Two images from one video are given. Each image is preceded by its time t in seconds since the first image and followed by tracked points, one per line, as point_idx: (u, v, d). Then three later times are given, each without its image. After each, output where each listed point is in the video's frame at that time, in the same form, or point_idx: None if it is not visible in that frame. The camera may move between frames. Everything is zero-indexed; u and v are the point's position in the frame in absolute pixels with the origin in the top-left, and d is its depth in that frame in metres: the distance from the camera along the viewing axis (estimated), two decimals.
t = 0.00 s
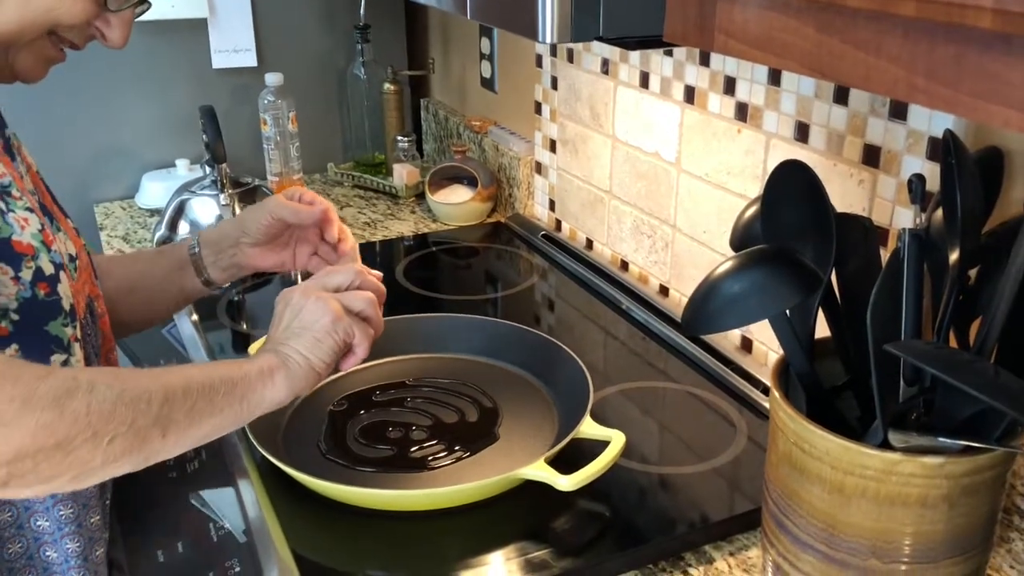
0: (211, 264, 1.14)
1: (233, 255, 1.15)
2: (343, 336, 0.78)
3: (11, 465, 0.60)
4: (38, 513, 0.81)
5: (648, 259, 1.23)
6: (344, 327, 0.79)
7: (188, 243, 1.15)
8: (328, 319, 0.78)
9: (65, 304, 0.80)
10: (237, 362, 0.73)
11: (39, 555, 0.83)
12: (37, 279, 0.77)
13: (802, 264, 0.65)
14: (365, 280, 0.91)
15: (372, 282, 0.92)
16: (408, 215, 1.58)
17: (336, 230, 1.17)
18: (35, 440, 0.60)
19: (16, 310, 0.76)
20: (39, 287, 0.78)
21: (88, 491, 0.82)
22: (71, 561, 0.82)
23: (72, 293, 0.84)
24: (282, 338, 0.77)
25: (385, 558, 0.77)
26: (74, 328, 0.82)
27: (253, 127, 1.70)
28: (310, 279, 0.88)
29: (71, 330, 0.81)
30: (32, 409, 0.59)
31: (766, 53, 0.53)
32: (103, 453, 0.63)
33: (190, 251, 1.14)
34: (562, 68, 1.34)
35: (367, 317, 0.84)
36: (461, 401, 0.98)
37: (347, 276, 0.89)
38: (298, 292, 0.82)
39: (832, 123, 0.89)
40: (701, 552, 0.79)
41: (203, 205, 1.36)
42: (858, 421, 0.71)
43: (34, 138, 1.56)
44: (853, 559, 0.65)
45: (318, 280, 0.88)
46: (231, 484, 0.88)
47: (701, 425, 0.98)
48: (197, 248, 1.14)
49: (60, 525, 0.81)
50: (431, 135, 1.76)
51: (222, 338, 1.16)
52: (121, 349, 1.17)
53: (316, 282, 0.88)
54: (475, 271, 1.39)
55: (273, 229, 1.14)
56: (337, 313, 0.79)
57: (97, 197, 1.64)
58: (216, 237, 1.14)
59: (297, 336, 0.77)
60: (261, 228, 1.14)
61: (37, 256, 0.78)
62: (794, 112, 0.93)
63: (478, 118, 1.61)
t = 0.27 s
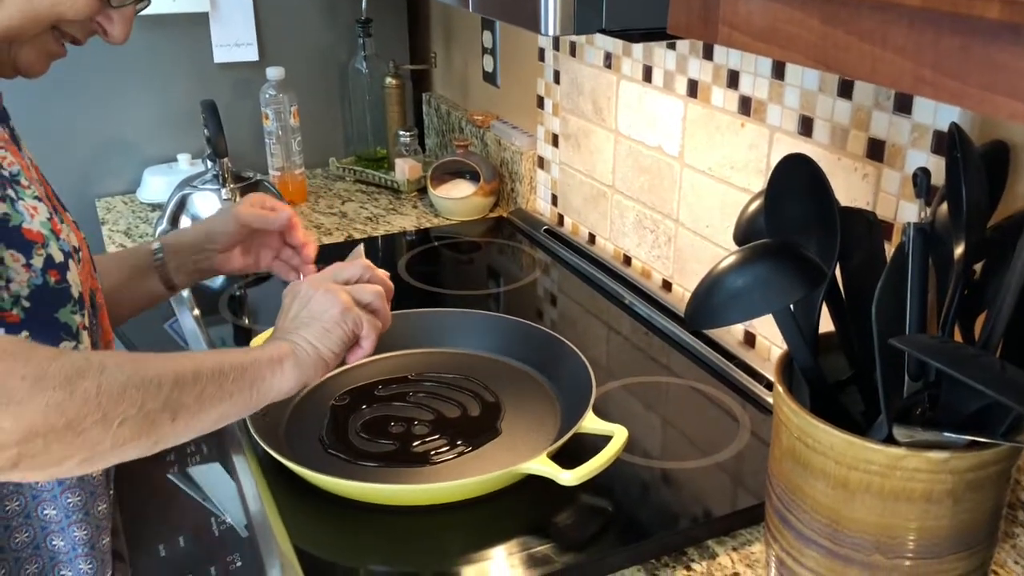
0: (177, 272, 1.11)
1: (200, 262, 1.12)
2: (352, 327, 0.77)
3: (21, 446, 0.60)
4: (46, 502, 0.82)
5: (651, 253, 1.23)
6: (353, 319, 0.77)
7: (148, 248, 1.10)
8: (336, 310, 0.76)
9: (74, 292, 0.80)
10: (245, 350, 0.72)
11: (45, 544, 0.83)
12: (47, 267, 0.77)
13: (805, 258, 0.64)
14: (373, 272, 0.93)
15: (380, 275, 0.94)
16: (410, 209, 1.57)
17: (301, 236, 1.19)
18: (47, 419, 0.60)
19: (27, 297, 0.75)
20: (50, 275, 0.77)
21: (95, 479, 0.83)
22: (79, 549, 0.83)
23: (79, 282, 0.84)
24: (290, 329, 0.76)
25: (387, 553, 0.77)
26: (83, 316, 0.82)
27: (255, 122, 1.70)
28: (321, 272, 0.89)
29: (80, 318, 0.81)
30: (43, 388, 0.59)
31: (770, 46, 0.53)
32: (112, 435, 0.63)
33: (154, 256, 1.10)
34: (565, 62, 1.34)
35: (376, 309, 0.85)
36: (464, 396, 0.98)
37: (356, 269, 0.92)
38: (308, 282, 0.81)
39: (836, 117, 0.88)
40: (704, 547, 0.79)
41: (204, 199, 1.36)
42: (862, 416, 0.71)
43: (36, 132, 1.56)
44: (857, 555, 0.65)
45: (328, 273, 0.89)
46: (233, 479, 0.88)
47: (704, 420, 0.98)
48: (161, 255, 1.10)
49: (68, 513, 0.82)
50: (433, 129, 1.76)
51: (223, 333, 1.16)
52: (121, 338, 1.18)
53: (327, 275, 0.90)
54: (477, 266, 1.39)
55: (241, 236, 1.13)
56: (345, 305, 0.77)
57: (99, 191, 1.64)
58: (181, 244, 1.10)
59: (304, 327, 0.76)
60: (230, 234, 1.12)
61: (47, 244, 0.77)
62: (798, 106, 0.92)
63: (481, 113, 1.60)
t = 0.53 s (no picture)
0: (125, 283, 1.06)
1: (150, 274, 1.08)
2: (369, 308, 0.77)
3: (45, 420, 0.57)
4: (52, 492, 0.82)
5: (654, 249, 1.23)
6: (371, 300, 0.77)
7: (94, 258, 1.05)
8: (354, 290, 0.77)
9: (83, 280, 0.80)
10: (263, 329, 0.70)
11: (52, 535, 0.84)
12: (59, 255, 0.76)
13: (811, 253, 0.64)
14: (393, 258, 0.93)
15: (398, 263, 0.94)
16: (412, 204, 1.57)
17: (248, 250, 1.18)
18: (71, 391, 0.57)
19: (40, 285, 0.75)
20: (61, 264, 0.76)
21: (102, 469, 0.84)
22: (84, 538, 0.83)
23: (89, 270, 0.83)
24: (309, 308, 0.76)
25: (389, 549, 0.77)
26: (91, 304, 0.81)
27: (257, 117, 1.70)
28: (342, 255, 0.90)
29: (89, 306, 0.80)
30: (67, 360, 0.57)
31: (776, 41, 0.53)
32: (135, 410, 0.60)
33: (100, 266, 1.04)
34: (568, 56, 1.33)
35: (394, 291, 0.86)
36: (466, 391, 0.98)
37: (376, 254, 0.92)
38: (329, 264, 0.81)
39: (840, 112, 0.88)
40: (707, 543, 0.79)
41: (206, 193, 1.36)
42: (866, 412, 0.70)
43: (39, 126, 1.56)
44: (860, 551, 0.65)
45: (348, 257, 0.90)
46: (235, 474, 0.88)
47: (707, 416, 0.98)
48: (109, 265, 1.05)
49: (75, 502, 0.82)
50: (436, 124, 1.76)
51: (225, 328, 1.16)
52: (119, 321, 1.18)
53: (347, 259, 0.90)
54: (480, 261, 1.39)
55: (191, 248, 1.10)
56: (363, 286, 0.77)
57: (101, 185, 1.64)
58: (130, 255, 1.06)
59: (323, 306, 0.75)
60: (181, 245, 1.09)
61: (58, 233, 0.76)
62: (802, 101, 0.92)
63: (483, 107, 1.60)
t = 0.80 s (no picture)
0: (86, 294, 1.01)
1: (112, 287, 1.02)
2: (385, 296, 0.75)
3: (60, 398, 0.56)
4: (58, 481, 0.81)
5: (655, 244, 1.22)
6: (386, 288, 0.75)
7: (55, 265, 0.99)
8: (369, 277, 0.75)
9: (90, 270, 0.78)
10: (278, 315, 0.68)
11: (56, 525, 0.83)
12: (67, 244, 0.74)
13: (812, 249, 0.64)
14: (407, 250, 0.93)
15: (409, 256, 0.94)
16: (413, 199, 1.57)
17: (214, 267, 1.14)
18: (86, 369, 0.56)
19: (47, 274, 0.73)
20: (69, 252, 0.75)
21: (108, 459, 0.83)
22: (88, 528, 0.83)
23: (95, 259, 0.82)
24: (324, 295, 0.74)
25: (389, 545, 0.77)
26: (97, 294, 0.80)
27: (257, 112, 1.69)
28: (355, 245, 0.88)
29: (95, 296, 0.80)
30: (82, 338, 0.55)
31: (779, 36, 0.52)
32: (151, 391, 0.58)
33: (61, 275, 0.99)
34: (569, 51, 1.33)
35: (410, 280, 0.85)
36: (467, 387, 0.97)
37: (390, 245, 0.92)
38: (344, 253, 0.79)
39: (843, 107, 0.88)
40: (708, 540, 0.79)
41: (207, 188, 1.36)
42: (868, 409, 0.70)
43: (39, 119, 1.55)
44: (862, 548, 0.65)
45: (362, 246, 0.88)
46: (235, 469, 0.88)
47: (707, 412, 0.97)
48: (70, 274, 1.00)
49: (79, 491, 0.82)
50: (437, 119, 1.76)
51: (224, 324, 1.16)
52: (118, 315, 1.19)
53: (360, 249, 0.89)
54: (481, 256, 1.38)
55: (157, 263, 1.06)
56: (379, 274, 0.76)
57: (102, 180, 1.64)
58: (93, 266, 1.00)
59: (338, 293, 0.73)
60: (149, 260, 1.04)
61: (65, 222, 0.74)
62: (805, 96, 0.92)
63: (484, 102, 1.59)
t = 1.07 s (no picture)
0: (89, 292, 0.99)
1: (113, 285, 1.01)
2: (390, 294, 0.75)
3: (61, 388, 0.55)
4: (60, 475, 0.80)
5: (657, 240, 1.22)
6: (392, 287, 0.75)
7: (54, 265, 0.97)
8: (376, 275, 0.75)
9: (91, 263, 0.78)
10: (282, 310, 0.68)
11: (58, 518, 0.82)
12: (69, 238, 0.74)
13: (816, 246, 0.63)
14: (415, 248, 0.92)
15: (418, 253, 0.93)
16: (414, 195, 1.56)
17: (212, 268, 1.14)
18: (87, 359, 0.55)
19: (50, 268, 0.73)
20: (70, 246, 0.74)
21: (109, 453, 0.82)
22: (89, 523, 0.82)
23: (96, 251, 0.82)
24: (330, 291, 0.74)
25: (391, 542, 0.77)
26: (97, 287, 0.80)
27: (258, 107, 1.69)
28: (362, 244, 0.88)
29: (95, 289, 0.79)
30: (83, 328, 0.55)
31: (782, 30, 0.52)
32: (154, 383, 0.58)
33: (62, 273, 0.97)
34: (571, 46, 1.32)
35: (416, 280, 0.85)
36: (468, 383, 0.97)
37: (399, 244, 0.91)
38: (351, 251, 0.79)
39: (846, 103, 0.87)
40: (710, 537, 0.79)
41: (207, 183, 1.36)
42: (871, 405, 0.70)
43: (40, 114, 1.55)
44: (864, 545, 0.64)
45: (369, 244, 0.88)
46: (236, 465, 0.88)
47: (709, 409, 0.97)
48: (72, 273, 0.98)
49: (81, 485, 0.81)
50: (437, 115, 1.75)
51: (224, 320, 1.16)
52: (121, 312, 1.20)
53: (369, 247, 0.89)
54: (482, 252, 1.38)
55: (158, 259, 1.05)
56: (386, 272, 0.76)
57: (102, 176, 1.63)
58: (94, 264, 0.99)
59: (344, 289, 0.73)
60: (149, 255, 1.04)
61: (67, 216, 0.73)
62: (807, 91, 0.91)
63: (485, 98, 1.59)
